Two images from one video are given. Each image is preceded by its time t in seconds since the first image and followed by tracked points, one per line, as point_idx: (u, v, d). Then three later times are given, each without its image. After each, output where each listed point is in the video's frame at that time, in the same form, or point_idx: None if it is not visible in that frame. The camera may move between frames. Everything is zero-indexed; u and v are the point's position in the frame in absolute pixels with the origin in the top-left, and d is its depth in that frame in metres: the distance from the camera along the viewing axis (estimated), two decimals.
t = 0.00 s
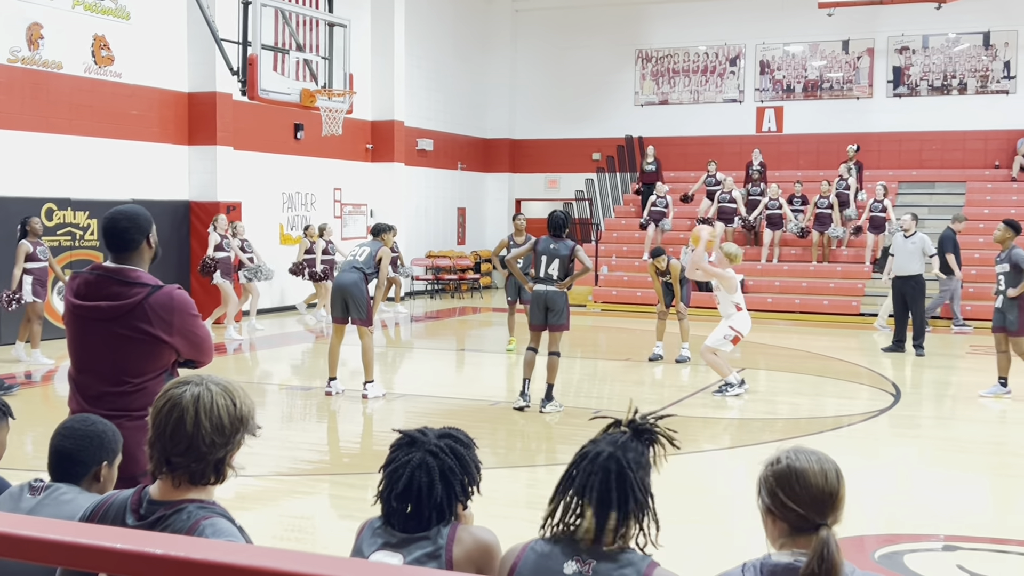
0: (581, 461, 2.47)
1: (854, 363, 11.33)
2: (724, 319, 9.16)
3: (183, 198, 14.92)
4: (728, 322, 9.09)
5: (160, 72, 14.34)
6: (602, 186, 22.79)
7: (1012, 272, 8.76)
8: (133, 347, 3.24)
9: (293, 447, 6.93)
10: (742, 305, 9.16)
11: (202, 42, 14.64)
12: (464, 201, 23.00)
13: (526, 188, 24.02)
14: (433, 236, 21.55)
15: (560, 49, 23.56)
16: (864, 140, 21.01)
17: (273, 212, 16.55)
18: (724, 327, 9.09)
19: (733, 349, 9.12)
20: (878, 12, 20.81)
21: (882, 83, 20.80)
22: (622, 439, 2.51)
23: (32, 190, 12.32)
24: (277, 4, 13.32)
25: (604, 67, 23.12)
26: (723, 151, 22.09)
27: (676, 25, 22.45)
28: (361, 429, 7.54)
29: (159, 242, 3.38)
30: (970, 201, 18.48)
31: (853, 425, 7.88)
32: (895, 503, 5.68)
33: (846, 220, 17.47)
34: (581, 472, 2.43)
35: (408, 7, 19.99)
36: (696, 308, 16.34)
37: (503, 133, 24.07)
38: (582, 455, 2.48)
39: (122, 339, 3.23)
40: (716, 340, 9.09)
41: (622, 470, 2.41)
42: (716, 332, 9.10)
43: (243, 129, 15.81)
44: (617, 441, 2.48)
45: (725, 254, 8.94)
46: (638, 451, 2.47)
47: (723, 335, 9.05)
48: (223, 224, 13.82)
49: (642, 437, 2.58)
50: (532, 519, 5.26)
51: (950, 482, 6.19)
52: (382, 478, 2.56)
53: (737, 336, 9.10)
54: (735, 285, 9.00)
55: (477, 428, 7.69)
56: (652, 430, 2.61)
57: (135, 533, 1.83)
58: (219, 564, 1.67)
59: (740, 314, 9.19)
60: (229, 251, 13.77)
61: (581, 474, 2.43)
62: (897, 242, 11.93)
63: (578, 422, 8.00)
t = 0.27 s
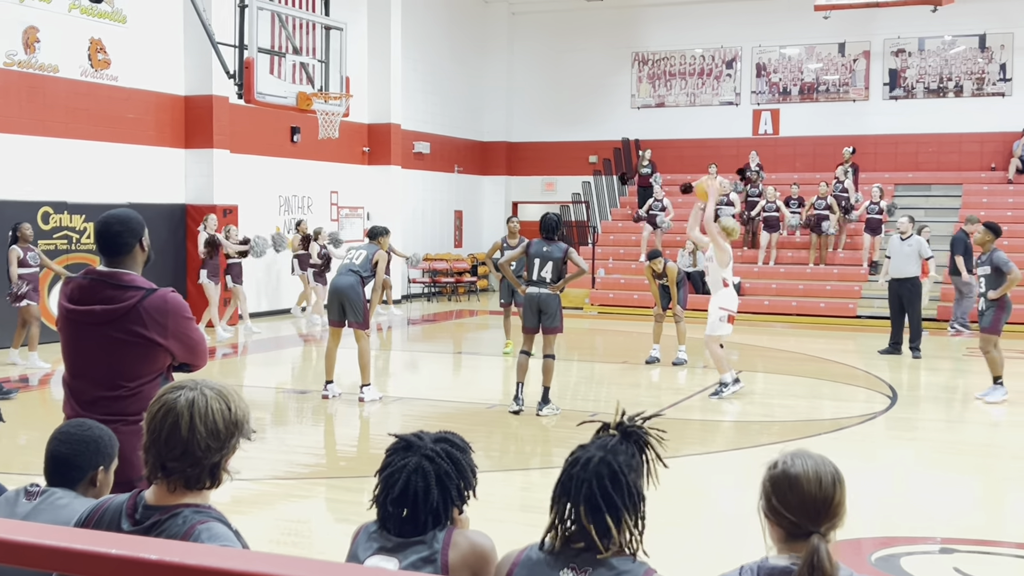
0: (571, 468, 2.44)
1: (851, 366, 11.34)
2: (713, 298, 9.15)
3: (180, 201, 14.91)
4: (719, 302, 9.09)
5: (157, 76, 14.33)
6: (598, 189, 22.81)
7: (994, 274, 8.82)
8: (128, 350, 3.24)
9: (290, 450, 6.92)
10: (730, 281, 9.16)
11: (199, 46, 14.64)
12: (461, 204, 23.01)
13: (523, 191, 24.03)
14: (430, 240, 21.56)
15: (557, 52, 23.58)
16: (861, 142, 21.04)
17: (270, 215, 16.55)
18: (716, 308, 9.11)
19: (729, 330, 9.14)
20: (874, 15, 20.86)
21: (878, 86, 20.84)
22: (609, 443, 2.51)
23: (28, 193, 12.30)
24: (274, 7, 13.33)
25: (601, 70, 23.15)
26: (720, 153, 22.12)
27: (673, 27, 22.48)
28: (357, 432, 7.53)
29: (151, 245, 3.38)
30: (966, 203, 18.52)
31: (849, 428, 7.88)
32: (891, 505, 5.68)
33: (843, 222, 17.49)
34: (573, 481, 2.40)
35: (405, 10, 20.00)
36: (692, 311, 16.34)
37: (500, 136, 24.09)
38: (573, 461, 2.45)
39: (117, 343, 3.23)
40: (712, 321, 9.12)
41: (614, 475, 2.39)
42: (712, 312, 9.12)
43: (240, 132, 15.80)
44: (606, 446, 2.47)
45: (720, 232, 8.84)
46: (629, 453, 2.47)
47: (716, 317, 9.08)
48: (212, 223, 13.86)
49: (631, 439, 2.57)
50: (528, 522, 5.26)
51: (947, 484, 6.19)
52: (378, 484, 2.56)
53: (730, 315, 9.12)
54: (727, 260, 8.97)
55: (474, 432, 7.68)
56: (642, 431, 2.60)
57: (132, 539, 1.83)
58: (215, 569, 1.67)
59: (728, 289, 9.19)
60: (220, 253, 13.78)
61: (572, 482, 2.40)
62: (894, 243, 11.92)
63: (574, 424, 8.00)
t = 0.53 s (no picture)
0: (564, 474, 2.43)
1: (848, 369, 11.34)
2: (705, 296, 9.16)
3: (177, 206, 14.91)
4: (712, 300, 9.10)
5: (154, 80, 14.33)
6: (596, 193, 22.83)
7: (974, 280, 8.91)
8: (126, 357, 3.23)
9: (287, 455, 6.91)
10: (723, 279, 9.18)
11: (196, 51, 14.64)
12: (459, 208, 23.03)
13: (521, 195, 24.04)
14: (428, 244, 21.56)
15: (554, 56, 23.61)
16: (858, 146, 21.08)
17: (267, 219, 16.55)
18: (709, 306, 9.11)
19: (724, 328, 9.13)
20: (871, 19, 20.88)
21: (875, 89, 20.88)
22: (602, 448, 2.50)
23: (25, 198, 12.29)
24: (271, 12, 13.33)
25: (599, 73, 23.17)
26: (717, 157, 22.15)
27: (671, 31, 22.51)
28: (355, 437, 7.52)
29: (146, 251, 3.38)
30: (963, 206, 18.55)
31: (847, 432, 7.88)
32: (888, 509, 5.68)
33: (840, 226, 17.52)
34: (565, 487, 2.40)
35: (402, 14, 20.02)
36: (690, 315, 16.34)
37: (497, 140, 24.10)
38: (566, 467, 2.45)
39: (115, 349, 3.22)
40: (706, 319, 9.13)
41: (607, 481, 2.38)
42: (706, 310, 9.13)
43: (237, 136, 15.80)
44: (598, 451, 2.46)
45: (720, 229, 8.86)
46: (621, 459, 2.46)
47: (710, 314, 9.08)
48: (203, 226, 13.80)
49: (625, 444, 2.56)
50: (525, 527, 5.25)
51: (944, 488, 6.19)
52: (375, 492, 2.55)
53: (723, 313, 9.12)
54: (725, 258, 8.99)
55: (472, 436, 7.67)
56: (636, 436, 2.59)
57: (128, 546, 1.83)
58: None
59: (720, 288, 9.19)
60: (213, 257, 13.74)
61: (565, 488, 2.40)
62: (891, 247, 11.92)
63: (572, 429, 8.00)
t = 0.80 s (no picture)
0: (564, 478, 2.43)
1: (846, 374, 11.34)
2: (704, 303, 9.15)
3: (175, 211, 14.90)
4: (710, 307, 9.10)
5: (152, 85, 14.32)
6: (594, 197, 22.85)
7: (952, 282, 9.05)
8: (125, 362, 3.23)
9: (284, 460, 6.90)
10: (722, 287, 9.21)
11: (195, 56, 14.64)
12: (457, 213, 23.04)
13: (519, 199, 24.04)
14: (426, 248, 21.56)
15: (552, 60, 23.63)
16: (855, 150, 21.11)
17: (265, 224, 16.54)
18: (707, 313, 9.11)
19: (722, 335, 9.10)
20: (868, 23, 20.92)
21: (872, 93, 20.91)
22: (603, 453, 2.49)
23: (23, 203, 12.27)
24: (269, 17, 13.34)
25: (596, 78, 23.20)
26: (715, 161, 22.16)
27: (669, 36, 22.54)
28: (352, 442, 7.51)
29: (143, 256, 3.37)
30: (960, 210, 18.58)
31: (845, 436, 7.88)
32: (887, 514, 5.67)
33: (838, 230, 17.53)
34: (565, 491, 2.39)
35: (400, 19, 20.04)
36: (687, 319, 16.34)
37: (495, 144, 24.12)
38: (566, 470, 2.44)
39: (113, 354, 3.21)
40: (704, 326, 9.11)
41: (606, 486, 2.37)
42: (704, 316, 9.11)
43: (235, 141, 15.80)
44: (599, 456, 2.45)
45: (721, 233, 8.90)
46: (622, 463, 2.45)
47: (707, 321, 9.06)
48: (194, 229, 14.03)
49: (627, 449, 2.54)
50: (523, 532, 5.24)
51: (942, 493, 6.19)
52: (374, 497, 2.55)
53: (721, 321, 9.11)
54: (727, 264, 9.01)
55: (470, 441, 7.66)
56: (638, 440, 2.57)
57: (125, 554, 1.82)
58: None
59: (718, 296, 9.19)
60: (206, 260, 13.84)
61: (564, 492, 2.39)
62: (889, 251, 11.90)
63: (570, 433, 7.99)
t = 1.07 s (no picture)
0: (567, 480, 2.43)
1: (847, 377, 11.33)
2: (709, 312, 9.14)
3: (176, 214, 14.91)
4: (714, 316, 9.09)
5: (153, 88, 14.34)
6: (595, 201, 22.86)
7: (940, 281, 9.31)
8: (126, 365, 3.23)
9: (285, 464, 6.90)
10: (728, 297, 9.15)
11: (196, 60, 14.66)
12: (458, 216, 23.05)
13: (520, 203, 24.04)
14: (427, 251, 21.57)
15: (553, 64, 23.65)
16: (856, 153, 21.11)
17: (266, 228, 16.55)
18: (711, 322, 9.11)
19: (726, 343, 9.14)
20: (869, 26, 20.92)
21: (873, 97, 20.91)
22: (606, 456, 2.49)
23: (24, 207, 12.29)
24: (270, 21, 13.36)
25: (597, 81, 23.21)
26: (716, 164, 22.16)
27: (669, 39, 22.56)
28: (353, 445, 7.51)
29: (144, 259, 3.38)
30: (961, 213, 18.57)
31: (846, 439, 7.87)
32: (888, 517, 5.67)
33: (839, 233, 17.53)
34: (568, 493, 2.40)
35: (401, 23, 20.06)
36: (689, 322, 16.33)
37: (496, 147, 24.13)
38: (569, 473, 2.45)
39: (114, 357, 3.21)
40: (707, 335, 9.13)
41: (610, 490, 2.37)
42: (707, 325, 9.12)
43: (236, 144, 15.82)
44: (603, 459, 2.45)
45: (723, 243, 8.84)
46: (625, 467, 2.45)
47: (711, 330, 9.08)
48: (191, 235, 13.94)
49: (631, 454, 2.54)
50: (523, 535, 5.24)
51: (943, 496, 6.18)
52: (375, 499, 2.55)
53: (725, 330, 9.11)
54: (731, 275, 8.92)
55: (471, 444, 7.66)
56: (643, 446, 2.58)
57: (127, 556, 1.83)
58: None
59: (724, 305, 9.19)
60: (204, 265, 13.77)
61: (567, 495, 2.40)
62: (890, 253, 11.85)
63: (571, 437, 7.98)
